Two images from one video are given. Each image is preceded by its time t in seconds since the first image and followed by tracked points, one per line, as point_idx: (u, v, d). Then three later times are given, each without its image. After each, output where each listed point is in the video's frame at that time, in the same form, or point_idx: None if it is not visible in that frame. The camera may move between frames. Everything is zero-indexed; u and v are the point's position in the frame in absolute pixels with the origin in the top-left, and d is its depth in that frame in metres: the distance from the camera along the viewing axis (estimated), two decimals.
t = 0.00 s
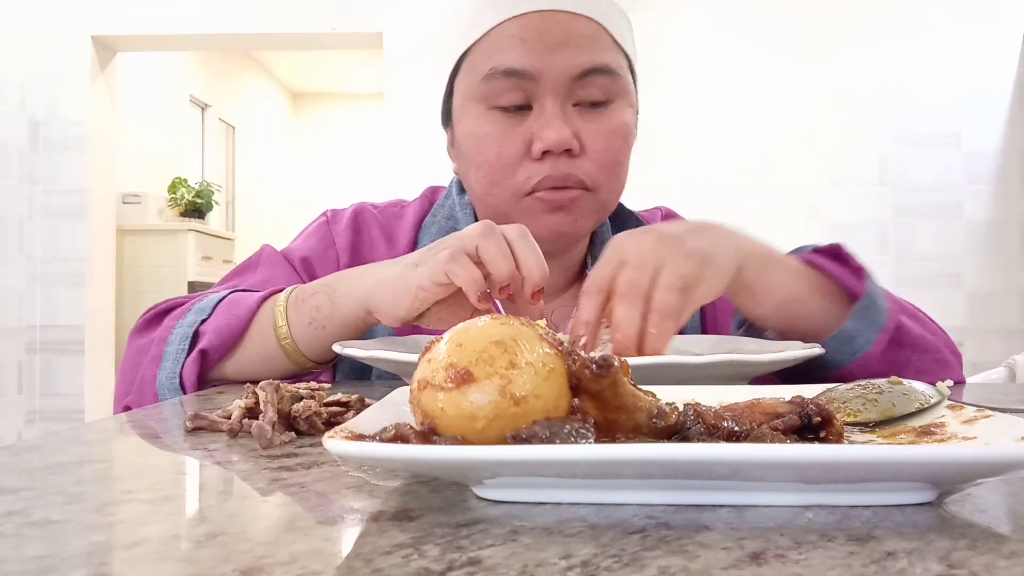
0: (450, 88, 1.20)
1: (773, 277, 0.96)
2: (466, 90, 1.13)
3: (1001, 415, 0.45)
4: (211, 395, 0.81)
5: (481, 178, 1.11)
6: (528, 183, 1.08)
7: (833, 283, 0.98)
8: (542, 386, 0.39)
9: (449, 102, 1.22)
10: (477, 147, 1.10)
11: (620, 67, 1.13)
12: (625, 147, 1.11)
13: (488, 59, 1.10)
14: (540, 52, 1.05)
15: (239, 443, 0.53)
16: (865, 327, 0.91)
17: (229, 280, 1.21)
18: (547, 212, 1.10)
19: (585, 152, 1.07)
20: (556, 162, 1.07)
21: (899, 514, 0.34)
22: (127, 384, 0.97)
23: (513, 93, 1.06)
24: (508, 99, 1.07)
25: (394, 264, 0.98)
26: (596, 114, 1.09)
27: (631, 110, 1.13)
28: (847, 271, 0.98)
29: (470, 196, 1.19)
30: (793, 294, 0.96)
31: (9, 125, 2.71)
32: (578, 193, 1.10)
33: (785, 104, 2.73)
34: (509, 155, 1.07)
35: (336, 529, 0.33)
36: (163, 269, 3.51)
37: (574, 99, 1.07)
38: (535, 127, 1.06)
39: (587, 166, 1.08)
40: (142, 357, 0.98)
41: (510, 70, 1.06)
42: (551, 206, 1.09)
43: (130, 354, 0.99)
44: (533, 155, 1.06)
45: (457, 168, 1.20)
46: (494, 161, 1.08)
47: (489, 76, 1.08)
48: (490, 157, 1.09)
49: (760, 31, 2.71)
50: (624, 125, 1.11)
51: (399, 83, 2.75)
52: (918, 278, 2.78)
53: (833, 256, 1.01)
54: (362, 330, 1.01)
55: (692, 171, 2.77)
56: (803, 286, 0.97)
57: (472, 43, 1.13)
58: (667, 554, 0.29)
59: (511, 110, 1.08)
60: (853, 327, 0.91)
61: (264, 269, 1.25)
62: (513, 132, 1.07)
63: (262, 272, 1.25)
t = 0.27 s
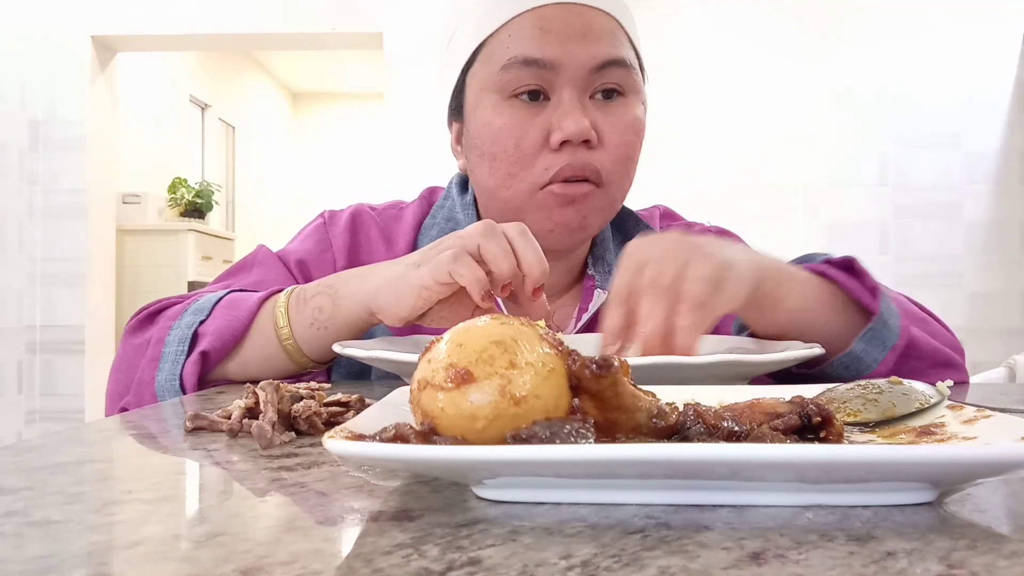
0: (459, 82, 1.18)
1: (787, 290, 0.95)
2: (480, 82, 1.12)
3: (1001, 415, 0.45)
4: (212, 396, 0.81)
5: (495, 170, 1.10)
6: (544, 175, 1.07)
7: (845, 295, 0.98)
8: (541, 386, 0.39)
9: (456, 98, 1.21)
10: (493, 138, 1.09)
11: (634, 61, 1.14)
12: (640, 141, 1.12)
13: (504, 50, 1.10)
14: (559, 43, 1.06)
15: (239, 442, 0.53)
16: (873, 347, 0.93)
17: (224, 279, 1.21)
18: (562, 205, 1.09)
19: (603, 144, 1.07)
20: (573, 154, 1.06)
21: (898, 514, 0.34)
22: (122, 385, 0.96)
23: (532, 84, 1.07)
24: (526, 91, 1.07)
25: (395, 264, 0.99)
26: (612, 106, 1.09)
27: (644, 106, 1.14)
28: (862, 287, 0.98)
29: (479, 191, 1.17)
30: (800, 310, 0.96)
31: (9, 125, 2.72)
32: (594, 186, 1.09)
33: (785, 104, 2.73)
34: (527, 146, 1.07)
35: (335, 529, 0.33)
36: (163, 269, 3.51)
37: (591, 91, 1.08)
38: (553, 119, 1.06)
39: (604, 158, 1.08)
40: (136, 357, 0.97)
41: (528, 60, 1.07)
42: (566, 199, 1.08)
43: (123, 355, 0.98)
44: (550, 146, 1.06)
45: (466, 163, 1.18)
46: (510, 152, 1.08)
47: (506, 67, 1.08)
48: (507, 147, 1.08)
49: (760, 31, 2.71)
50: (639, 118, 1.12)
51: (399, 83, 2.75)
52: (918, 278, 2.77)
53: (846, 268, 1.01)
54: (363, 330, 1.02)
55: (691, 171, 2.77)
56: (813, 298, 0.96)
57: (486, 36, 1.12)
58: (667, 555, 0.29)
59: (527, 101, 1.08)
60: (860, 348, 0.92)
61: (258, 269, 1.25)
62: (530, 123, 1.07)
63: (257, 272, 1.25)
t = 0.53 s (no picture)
0: (470, 78, 1.17)
1: (760, 287, 1.01)
2: (497, 78, 1.11)
3: (1001, 415, 0.45)
4: (213, 396, 0.81)
5: (512, 168, 1.10)
6: (562, 175, 1.07)
7: (824, 290, 1.01)
8: (541, 386, 0.39)
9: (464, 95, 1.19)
10: (511, 135, 1.09)
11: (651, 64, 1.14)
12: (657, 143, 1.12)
13: (523, 47, 1.09)
14: (580, 43, 1.06)
15: (239, 443, 0.53)
16: (852, 331, 0.92)
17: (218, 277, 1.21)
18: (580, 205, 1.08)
19: (622, 145, 1.07)
20: (592, 154, 1.06)
21: (899, 514, 0.34)
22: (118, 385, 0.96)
23: (552, 83, 1.07)
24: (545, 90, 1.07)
25: (394, 261, 0.99)
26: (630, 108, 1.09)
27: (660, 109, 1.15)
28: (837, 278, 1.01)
29: (491, 189, 1.16)
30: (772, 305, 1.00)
31: (9, 125, 2.72)
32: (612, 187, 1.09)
33: (784, 104, 2.73)
34: (546, 145, 1.07)
35: (336, 528, 0.33)
36: (163, 269, 3.51)
37: (609, 91, 1.08)
38: (573, 118, 1.06)
39: (623, 159, 1.08)
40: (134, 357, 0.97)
41: (548, 59, 1.06)
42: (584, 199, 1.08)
43: (118, 354, 0.97)
44: (569, 146, 1.06)
45: (478, 160, 1.17)
46: (527, 151, 1.08)
47: (524, 64, 1.08)
48: (524, 146, 1.08)
49: (760, 31, 2.71)
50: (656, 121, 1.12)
51: (399, 83, 2.76)
52: (918, 278, 2.78)
53: (825, 263, 1.04)
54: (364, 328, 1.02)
55: (691, 172, 2.77)
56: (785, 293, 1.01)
57: (503, 31, 1.11)
58: (667, 555, 0.29)
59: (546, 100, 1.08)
60: (839, 332, 0.92)
61: (252, 268, 1.26)
62: (549, 122, 1.06)
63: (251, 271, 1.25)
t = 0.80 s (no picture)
0: (475, 77, 1.16)
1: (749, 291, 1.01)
2: (501, 76, 1.11)
3: (1002, 415, 0.45)
4: (212, 397, 0.81)
5: (515, 168, 1.10)
6: (565, 175, 1.07)
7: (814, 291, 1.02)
8: (542, 386, 0.39)
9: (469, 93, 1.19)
10: (515, 135, 1.09)
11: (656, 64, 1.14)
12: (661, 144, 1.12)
13: (527, 45, 1.09)
14: (586, 42, 1.06)
15: (239, 443, 0.53)
16: (844, 338, 0.92)
17: (216, 274, 1.21)
18: (584, 206, 1.08)
19: (626, 146, 1.07)
20: (596, 155, 1.06)
21: (899, 514, 0.34)
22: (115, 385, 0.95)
23: (555, 82, 1.07)
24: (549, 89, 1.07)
25: (390, 269, 0.99)
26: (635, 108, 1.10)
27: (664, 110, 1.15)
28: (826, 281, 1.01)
29: (494, 189, 1.16)
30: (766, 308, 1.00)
31: (8, 125, 2.72)
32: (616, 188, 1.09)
33: (784, 104, 2.73)
34: (549, 145, 1.07)
35: (336, 529, 0.33)
36: (163, 269, 3.51)
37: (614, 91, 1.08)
38: (577, 118, 1.06)
39: (627, 160, 1.08)
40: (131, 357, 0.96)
41: (553, 58, 1.06)
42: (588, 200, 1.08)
43: (115, 353, 0.97)
44: (573, 146, 1.06)
45: (481, 159, 1.18)
46: (531, 151, 1.08)
47: (529, 62, 1.08)
48: (528, 146, 1.08)
49: (760, 31, 2.71)
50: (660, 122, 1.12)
51: (399, 83, 2.76)
52: (918, 278, 2.77)
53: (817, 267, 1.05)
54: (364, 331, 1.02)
55: (691, 172, 2.77)
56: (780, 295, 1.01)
57: (508, 30, 1.11)
58: (667, 554, 0.29)
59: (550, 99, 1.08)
60: (831, 339, 0.91)
61: (251, 264, 1.26)
62: (553, 121, 1.06)
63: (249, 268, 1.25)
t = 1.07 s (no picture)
0: (469, 73, 1.17)
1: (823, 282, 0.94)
2: (490, 73, 1.11)
3: (1002, 415, 0.45)
4: (212, 397, 0.81)
5: (498, 166, 1.09)
6: (546, 175, 1.07)
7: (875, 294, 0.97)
8: (541, 386, 0.39)
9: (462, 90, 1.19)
10: (499, 134, 1.08)
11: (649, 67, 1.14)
12: (649, 148, 1.12)
13: (516, 44, 1.09)
14: (575, 42, 1.05)
15: (239, 443, 0.53)
16: (874, 347, 0.92)
17: (213, 273, 1.21)
18: (563, 206, 1.08)
19: (611, 148, 1.07)
20: (579, 156, 1.06)
21: (899, 514, 0.34)
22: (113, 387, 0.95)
23: (542, 81, 1.07)
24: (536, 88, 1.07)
25: (384, 267, 0.99)
26: (623, 111, 1.09)
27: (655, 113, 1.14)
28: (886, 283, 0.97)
29: (479, 186, 1.16)
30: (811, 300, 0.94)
31: (9, 125, 2.72)
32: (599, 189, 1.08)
33: (783, 104, 2.73)
34: (532, 144, 1.06)
35: (336, 529, 0.33)
36: (163, 269, 3.51)
37: (602, 93, 1.08)
38: (563, 118, 1.05)
39: (611, 162, 1.07)
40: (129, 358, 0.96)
41: (541, 57, 1.06)
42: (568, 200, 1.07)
43: (113, 355, 0.97)
44: (556, 146, 1.05)
45: (468, 157, 1.18)
46: (513, 150, 1.07)
47: (517, 60, 1.08)
48: (511, 144, 1.07)
49: (760, 31, 2.71)
50: (649, 125, 1.12)
51: (399, 83, 2.76)
52: (918, 278, 2.78)
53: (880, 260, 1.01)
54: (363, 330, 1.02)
55: (691, 172, 2.77)
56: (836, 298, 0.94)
57: (499, 27, 1.11)
58: (667, 555, 0.29)
59: (537, 97, 1.07)
60: (861, 347, 0.91)
61: (247, 263, 1.26)
62: (538, 120, 1.06)
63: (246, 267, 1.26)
